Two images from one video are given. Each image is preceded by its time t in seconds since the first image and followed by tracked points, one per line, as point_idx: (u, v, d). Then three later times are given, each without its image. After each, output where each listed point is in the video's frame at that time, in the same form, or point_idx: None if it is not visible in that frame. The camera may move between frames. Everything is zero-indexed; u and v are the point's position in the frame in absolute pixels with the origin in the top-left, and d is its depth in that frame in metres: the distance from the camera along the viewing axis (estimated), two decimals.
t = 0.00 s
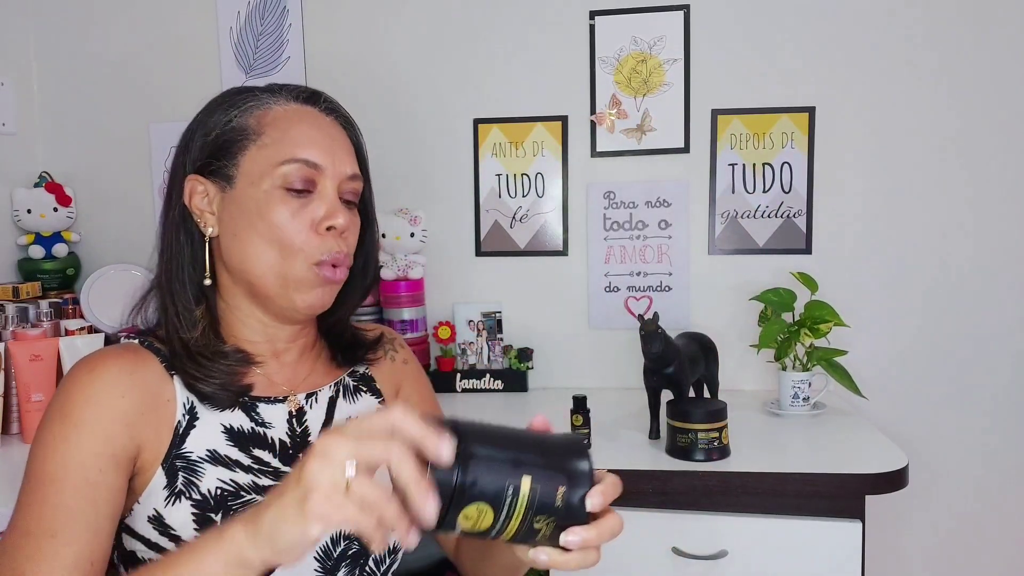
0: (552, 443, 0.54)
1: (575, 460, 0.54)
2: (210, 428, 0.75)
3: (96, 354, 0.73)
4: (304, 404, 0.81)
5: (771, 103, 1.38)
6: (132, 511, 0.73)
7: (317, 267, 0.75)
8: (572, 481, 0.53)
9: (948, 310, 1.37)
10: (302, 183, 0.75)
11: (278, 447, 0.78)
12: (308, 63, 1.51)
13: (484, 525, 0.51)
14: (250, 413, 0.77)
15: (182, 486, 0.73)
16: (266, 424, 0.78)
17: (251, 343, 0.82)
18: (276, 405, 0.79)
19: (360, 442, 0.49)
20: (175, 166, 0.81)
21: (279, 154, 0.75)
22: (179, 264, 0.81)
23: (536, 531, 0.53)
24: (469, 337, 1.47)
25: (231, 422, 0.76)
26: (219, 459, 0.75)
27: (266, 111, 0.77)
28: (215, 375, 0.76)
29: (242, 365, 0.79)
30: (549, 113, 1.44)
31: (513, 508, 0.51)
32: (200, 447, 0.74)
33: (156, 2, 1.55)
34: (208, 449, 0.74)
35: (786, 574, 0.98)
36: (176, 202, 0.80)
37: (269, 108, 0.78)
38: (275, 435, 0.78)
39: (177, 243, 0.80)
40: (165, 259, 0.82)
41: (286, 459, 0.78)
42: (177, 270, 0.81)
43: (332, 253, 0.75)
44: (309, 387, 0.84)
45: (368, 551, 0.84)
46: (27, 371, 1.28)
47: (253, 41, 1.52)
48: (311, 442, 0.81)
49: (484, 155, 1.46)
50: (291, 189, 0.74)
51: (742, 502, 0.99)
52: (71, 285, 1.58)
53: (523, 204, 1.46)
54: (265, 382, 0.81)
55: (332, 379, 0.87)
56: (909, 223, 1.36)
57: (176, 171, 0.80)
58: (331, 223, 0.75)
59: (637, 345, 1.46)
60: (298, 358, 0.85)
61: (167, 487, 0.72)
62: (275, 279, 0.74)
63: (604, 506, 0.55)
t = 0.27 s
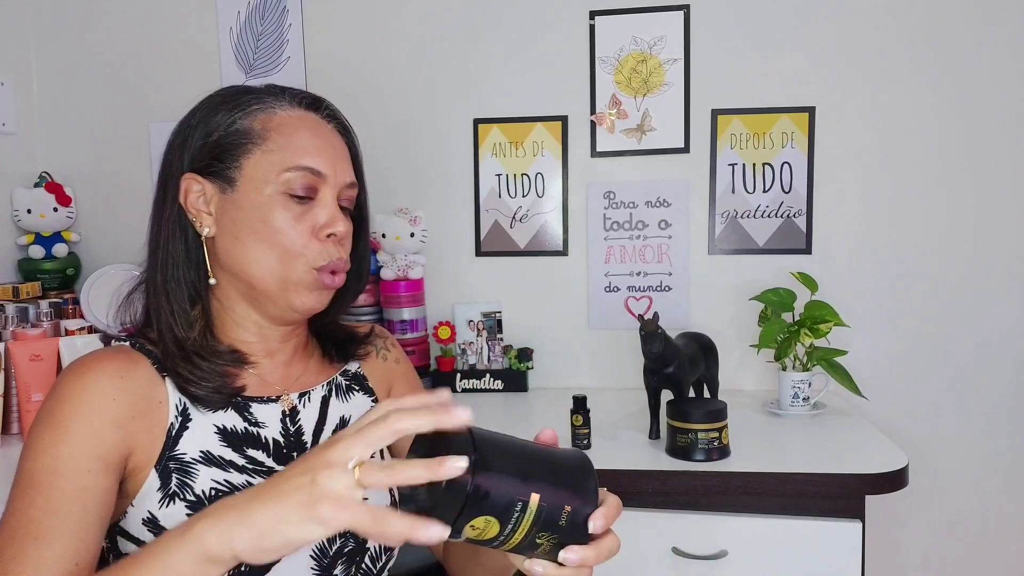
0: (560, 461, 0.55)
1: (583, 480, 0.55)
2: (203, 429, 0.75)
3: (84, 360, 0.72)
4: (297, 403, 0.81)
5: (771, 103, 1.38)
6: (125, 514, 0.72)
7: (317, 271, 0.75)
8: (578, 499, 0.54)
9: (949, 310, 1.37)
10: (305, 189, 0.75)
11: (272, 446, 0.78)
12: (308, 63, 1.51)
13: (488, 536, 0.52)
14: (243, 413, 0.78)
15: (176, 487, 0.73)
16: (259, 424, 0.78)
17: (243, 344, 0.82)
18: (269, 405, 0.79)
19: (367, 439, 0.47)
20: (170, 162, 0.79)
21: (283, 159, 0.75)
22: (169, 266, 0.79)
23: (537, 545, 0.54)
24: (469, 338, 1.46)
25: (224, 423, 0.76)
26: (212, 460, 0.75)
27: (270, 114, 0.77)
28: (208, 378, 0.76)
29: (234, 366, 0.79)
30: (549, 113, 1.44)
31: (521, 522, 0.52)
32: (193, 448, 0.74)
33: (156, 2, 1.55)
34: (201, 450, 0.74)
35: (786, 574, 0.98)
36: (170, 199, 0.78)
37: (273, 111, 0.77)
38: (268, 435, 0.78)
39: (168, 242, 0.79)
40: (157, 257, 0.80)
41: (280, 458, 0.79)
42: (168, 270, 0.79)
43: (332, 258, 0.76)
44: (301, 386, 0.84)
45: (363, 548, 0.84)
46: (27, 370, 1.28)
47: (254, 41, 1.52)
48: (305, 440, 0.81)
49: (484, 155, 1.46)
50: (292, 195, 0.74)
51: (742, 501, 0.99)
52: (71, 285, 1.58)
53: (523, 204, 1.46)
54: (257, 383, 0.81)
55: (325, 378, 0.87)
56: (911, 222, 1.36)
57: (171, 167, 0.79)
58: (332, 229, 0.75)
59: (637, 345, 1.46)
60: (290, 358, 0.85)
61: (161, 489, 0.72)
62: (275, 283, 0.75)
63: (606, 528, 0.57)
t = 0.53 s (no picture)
0: (557, 466, 0.54)
1: (580, 485, 0.54)
2: (199, 428, 0.75)
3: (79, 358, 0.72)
4: (292, 402, 0.81)
5: (771, 103, 1.38)
6: (121, 515, 0.72)
7: (281, 262, 0.74)
8: (575, 505, 0.53)
9: (949, 311, 1.37)
10: (266, 181, 0.75)
11: (268, 445, 0.78)
12: (308, 63, 1.51)
13: (485, 547, 0.51)
14: (238, 412, 0.77)
15: (171, 487, 0.72)
16: (255, 423, 0.78)
17: (234, 340, 0.82)
18: (264, 404, 0.79)
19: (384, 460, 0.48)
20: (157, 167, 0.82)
21: (243, 151, 0.75)
22: (163, 263, 0.81)
23: (534, 553, 0.54)
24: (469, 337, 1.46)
25: (220, 422, 0.76)
26: (208, 459, 0.75)
27: (235, 109, 0.77)
28: (200, 365, 0.77)
29: (226, 362, 0.79)
30: (549, 113, 1.44)
31: (518, 531, 0.51)
32: (189, 447, 0.74)
33: (156, 2, 1.55)
34: (197, 449, 0.74)
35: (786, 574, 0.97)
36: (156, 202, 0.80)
37: (238, 107, 0.78)
38: (264, 434, 0.78)
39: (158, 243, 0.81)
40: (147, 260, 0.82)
41: (275, 457, 0.79)
42: (163, 268, 0.81)
43: (296, 249, 0.75)
44: (295, 385, 0.84)
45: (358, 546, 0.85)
46: (27, 371, 1.28)
47: (254, 41, 1.52)
48: (300, 440, 0.81)
49: (484, 155, 1.46)
50: (253, 186, 0.74)
51: (741, 501, 0.99)
52: (72, 284, 1.58)
53: (523, 204, 1.46)
54: (250, 379, 0.81)
55: (319, 378, 0.87)
56: (911, 222, 1.36)
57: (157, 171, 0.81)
58: (293, 219, 0.74)
59: (637, 345, 1.46)
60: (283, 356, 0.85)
61: (157, 489, 0.72)
62: (243, 276, 0.75)
63: (602, 533, 0.57)
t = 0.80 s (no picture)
0: (547, 481, 0.54)
1: (570, 500, 0.54)
2: (195, 429, 0.75)
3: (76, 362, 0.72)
4: (288, 402, 0.81)
5: (771, 103, 1.38)
6: (119, 516, 0.72)
7: (282, 273, 0.75)
8: (564, 519, 0.54)
9: (949, 311, 1.37)
10: (260, 192, 0.75)
11: (264, 444, 0.78)
12: (308, 63, 1.51)
13: (473, 558, 0.51)
14: (234, 413, 0.77)
15: (168, 487, 0.72)
16: (251, 423, 0.78)
17: (229, 344, 0.82)
18: (260, 404, 0.79)
19: (369, 473, 0.49)
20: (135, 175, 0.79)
21: (234, 163, 0.74)
22: (150, 272, 0.80)
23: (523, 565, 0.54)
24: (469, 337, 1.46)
25: (216, 423, 0.76)
26: (204, 459, 0.75)
27: (218, 117, 0.76)
28: (196, 370, 0.77)
29: (223, 366, 0.79)
30: (549, 113, 1.44)
31: (506, 545, 0.51)
32: (185, 448, 0.74)
33: (156, 2, 1.55)
34: (193, 450, 0.74)
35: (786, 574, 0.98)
36: (138, 210, 0.79)
37: (221, 115, 0.76)
38: (260, 434, 0.78)
39: (143, 251, 0.79)
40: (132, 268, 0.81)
41: (272, 456, 0.78)
42: (149, 276, 0.80)
43: (297, 259, 0.76)
44: (291, 385, 0.84)
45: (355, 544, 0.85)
46: (27, 371, 1.28)
47: (254, 41, 1.52)
48: (296, 439, 0.81)
49: (484, 155, 1.46)
50: (248, 198, 0.74)
51: (741, 501, 0.99)
52: (71, 284, 1.58)
53: (523, 204, 1.46)
54: (246, 381, 0.81)
55: (314, 377, 0.87)
56: (911, 222, 1.36)
57: (137, 178, 0.79)
58: (292, 230, 0.75)
59: (637, 345, 1.46)
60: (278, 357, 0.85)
61: (153, 490, 0.72)
62: (243, 288, 0.75)
63: (592, 547, 0.57)
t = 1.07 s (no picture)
0: (549, 468, 0.54)
1: (574, 485, 0.53)
2: (190, 432, 0.75)
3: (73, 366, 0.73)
4: (282, 403, 0.81)
5: (771, 103, 1.38)
6: (115, 520, 0.72)
7: (276, 271, 0.75)
8: (573, 508, 0.53)
9: (950, 311, 1.36)
10: (256, 189, 0.74)
11: (260, 445, 0.78)
12: (308, 63, 1.51)
13: (486, 552, 0.52)
14: (229, 414, 0.77)
15: (165, 490, 0.72)
16: (246, 424, 0.78)
17: (222, 344, 0.81)
18: (254, 405, 0.79)
19: (388, 478, 0.51)
20: (132, 170, 0.79)
21: (232, 160, 0.74)
22: (141, 270, 0.78)
23: (537, 554, 0.54)
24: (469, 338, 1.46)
25: (211, 425, 0.76)
26: (200, 462, 0.74)
27: (218, 115, 0.76)
28: (190, 369, 0.76)
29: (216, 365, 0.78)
30: (549, 113, 1.44)
31: (518, 536, 0.51)
32: (181, 451, 0.74)
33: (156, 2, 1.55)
34: (189, 453, 0.74)
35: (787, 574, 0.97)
36: (133, 206, 0.78)
37: (221, 113, 0.77)
38: (255, 435, 0.78)
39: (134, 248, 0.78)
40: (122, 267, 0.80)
41: (267, 457, 0.78)
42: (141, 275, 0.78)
43: (291, 257, 0.75)
44: (284, 386, 0.84)
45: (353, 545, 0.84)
46: (27, 371, 1.28)
47: (254, 42, 1.52)
48: (291, 440, 0.81)
49: (484, 155, 1.46)
50: (244, 195, 0.74)
51: (742, 501, 0.99)
52: (71, 285, 1.58)
53: (523, 204, 1.46)
54: (239, 382, 0.81)
55: (307, 378, 0.87)
56: (911, 222, 1.36)
57: (131, 175, 0.78)
58: (287, 227, 0.74)
59: (637, 345, 1.46)
60: (270, 359, 0.85)
61: (150, 493, 0.72)
62: (237, 286, 0.75)
63: (602, 530, 0.55)
